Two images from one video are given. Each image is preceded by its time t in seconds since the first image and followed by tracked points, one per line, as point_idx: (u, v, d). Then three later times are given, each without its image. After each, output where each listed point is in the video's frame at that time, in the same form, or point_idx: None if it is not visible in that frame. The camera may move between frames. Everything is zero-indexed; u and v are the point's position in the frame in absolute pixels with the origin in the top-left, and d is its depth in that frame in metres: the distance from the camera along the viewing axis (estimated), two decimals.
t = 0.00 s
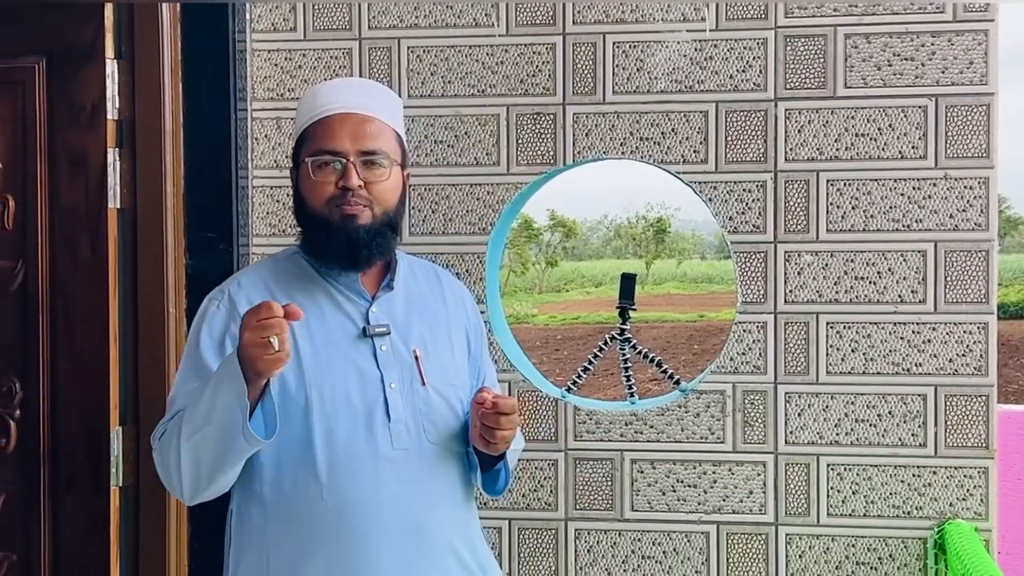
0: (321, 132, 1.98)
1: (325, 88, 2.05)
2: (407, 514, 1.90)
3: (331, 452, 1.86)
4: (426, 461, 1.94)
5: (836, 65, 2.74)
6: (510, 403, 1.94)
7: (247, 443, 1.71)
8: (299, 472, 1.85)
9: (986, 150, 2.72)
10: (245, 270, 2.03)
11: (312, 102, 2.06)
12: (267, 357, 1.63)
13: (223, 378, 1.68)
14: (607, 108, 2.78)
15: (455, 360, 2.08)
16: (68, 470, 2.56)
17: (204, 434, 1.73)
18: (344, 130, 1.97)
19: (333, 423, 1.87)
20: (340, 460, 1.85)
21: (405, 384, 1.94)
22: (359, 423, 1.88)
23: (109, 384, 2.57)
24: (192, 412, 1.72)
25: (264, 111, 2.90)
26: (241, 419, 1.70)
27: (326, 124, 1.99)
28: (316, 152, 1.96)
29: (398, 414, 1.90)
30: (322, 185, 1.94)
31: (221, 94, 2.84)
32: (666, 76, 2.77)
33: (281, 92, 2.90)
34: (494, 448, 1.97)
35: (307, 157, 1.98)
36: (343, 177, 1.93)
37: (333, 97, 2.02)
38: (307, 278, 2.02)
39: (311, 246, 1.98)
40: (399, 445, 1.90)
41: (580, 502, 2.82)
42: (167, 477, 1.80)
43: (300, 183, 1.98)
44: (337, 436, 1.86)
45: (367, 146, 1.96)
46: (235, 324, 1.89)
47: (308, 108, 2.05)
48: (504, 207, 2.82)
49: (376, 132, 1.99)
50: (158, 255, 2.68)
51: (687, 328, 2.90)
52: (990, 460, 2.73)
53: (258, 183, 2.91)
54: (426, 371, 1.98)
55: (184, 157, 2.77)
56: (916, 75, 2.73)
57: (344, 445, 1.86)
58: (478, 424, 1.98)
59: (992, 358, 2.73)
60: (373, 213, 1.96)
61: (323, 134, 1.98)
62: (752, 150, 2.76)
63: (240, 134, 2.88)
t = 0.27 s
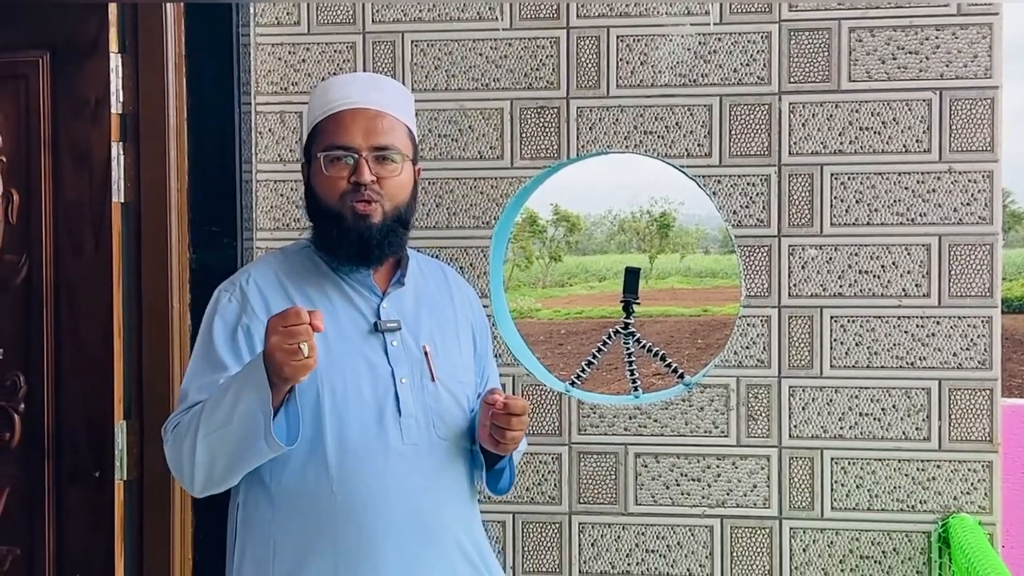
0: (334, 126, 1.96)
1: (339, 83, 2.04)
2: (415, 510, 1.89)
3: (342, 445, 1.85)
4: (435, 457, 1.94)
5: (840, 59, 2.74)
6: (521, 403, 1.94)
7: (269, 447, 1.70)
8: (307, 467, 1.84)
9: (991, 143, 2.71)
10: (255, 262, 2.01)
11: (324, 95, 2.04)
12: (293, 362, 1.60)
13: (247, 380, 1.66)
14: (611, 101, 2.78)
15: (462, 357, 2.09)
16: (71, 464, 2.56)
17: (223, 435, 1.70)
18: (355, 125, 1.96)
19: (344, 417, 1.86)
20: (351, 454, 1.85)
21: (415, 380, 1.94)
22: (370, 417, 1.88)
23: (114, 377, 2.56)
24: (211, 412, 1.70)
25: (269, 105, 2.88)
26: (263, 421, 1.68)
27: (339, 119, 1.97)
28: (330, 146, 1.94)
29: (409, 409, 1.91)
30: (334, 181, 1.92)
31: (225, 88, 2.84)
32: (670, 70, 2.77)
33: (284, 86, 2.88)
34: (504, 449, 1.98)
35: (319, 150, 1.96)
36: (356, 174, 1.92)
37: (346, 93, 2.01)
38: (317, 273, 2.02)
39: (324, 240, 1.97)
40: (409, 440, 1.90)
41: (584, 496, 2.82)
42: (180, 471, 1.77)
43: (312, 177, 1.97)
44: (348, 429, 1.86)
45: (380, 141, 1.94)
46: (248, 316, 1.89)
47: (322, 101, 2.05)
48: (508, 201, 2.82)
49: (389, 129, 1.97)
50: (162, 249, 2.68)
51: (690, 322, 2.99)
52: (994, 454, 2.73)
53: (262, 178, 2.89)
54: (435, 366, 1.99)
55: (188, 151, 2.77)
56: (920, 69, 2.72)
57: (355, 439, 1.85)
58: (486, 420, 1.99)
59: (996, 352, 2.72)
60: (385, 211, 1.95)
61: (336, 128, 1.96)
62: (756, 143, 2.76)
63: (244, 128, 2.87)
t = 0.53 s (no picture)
0: (356, 123, 1.95)
1: (353, 79, 2.02)
2: (426, 504, 1.89)
3: (353, 440, 1.84)
4: (444, 452, 1.95)
5: (842, 53, 2.74)
6: (533, 396, 1.95)
7: (284, 453, 1.71)
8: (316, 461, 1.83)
9: (994, 137, 2.71)
10: (261, 255, 1.98)
11: (338, 91, 2.02)
12: (308, 370, 1.60)
13: (263, 387, 1.66)
14: (614, 96, 2.78)
15: (469, 351, 2.10)
16: (74, 459, 2.56)
17: (238, 439, 1.70)
18: (378, 122, 1.94)
19: (355, 412, 1.85)
20: (363, 448, 1.84)
21: (424, 374, 1.95)
22: (381, 412, 1.87)
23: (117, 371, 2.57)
24: (225, 415, 1.69)
25: (271, 99, 2.90)
26: (279, 426, 1.69)
27: (360, 115, 1.96)
28: (353, 143, 1.93)
29: (419, 403, 1.91)
30: (358, 178, 1.91)
31: (227, 83, 2.84)
32: (672, 64, 2.77)
33: (287, 81, 2.90)
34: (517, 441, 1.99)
35: (341, 146, 1.94)
36: (381, 170, 1.90)
37: (364, 89, 1.99)
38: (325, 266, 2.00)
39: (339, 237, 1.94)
40: (420, 434, 1.90)
41: (586, 491, 2.83)
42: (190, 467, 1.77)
43: (331, 173, 1.95)
44: (359, 424, 1.85)
45: (402, 139, 1.93)
46: (256, 312, 1.86)
47: (336, 95, 2.01)
48: (511, 195, 2.82)
49: (409, 125, 1.96)
50: (165, 243, 2.67)
51: (695, 317, 2.84)
52: (997, 448, 2.73)
53: (264, 172, 2.91)
54: (443, 360, 2.00)
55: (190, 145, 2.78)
56: (923, 63, 2.72)
57: (367, 435, 1.85)
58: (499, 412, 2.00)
59: (999, 346, 2.72)
60: (407, 208, 1.94)
61: (358, 124, 1.94)
62: (759, 138, 2.76)
63: (247, 122, 2.88)
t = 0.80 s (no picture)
0: (377, 118, 1.93)
1: (366, 74, 1.99)
2: (434, 499, 1.89)
3: (361, 435, 1.84)
4: (452, 446, 1.95)
5: (843, 48, 2.74)
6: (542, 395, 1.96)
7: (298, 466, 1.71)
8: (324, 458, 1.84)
9: (995, 132, 2.71)
10: (267, 250, 1.97)
11: (351, 86, 1.99)
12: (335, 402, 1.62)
13: (285, 399, 1.67)
14: (615, 91, 2.78)
15: (475, 345, 2.10)
16: (76, 455, 2.56)
17: (255, 449, 1.70)
18: (401, 118, 1.93)
19: (362, 406, 1.85)
20: (371, 443, 1.84)
21: (432, 368, 1.94)
22: (389, 407, 1.87)
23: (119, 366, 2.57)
24: (243, 423, 1.69)
25: (272, 94, 2.90)
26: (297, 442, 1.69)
27: (381, 111, 1.94)
28: (376, 139, 1.91)
29: (427, 398, 1.91)
30: (383, 174, 1.90)
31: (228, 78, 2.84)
32: (673, 60, 2.77)
33: (288, 76, 2.90)
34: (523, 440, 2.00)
35: (363, 142, 1.93)
36: (405, 166, 1.90)
37: (382, 87, 1.96)
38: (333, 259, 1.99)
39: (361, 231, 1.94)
40: (428, 428, 1.90)
41: (587, 486, 2.83)
42: (197, 464, 1.77)
43: (354, 169, 1.93)
44: (366, 420, 1.85)
45: (424, 136, 1.92)
46: (265, 306, 1.84)
47: (351, 90, 1.98)
48: (512, 190, 2.82)
49: (428, 121, 1.95)
50: (166, 239, 2.67)
51: (696, 313, 2.86)
52: (998, 444, 2.73)
53: (265, 167, 2.91)
54: (450, 354, 2.00)
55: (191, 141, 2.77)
56: (924, 58, 2.72)
57: (375, 430, 1.85)
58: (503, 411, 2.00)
59: (1000, 342, 2.72)
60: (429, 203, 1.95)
61: (380, 121, 1.92)
62: (760, 133, 2.75)
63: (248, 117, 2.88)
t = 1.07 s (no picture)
0: (377, 113, 1.92)
1: (370, 69, 1.99)
2: (439, 496, 1.89)
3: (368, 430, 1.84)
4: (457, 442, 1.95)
5: (845, 44, 2.74)
6: (541, 394, 1.94)
7: (397, 409, 1.71)
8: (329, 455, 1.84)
9: (996, 129, 2.71)
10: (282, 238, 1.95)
11: (355, 81, 1.99)
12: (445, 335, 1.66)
13: (380, 343, 1.69)
14: (616, 88, 2.78)
15: (477, 342, 2.11)
16: (78, 451, 2.56)
17: (348, 402, 1.68)
18: (400, 113, 1.92)
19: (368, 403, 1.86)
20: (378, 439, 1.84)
21: (438, 363, 1.95)
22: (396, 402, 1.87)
23: (121, 362, 2.57)
24: (333, 377, 1.67)
25: (273, 91, 2.90)
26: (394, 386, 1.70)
27: (380, 107, 1.93)
28: (375, 133, 1.90)
29: (433, 393, 1.91)
30: (380, 170, 1.88)
31: (230, 75, 2.85)
32: (674, 56, 2.77)
33: (289, 73, 2.90)
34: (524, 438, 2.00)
35: (361, 137, 1.92)
36: (403, 161, 1.88)
37: (385, 82, 1.96)
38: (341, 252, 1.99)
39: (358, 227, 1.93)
40: (433, 424, 1.90)
41: (589, 483, 2.83)
42: (263, 428, 1.67)
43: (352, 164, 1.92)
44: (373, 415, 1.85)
45: (424, 131, 1.91)
46: (291, 286, 1.83)
47: (353, 86, 1.98)
48: (513, 187, 2.82)
49: (429, 117, 1.94)
50: (168, 235, 2.67)
51: (698, 309, 2.80)
52: (999, 440, 2.73)
53: (267, 164, 2.91)
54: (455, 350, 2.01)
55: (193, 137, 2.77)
56: (925, 54, 2.72)
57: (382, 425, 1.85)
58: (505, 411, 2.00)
59: (1001, 338, 2.72)
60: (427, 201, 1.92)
61: (379, 116, 1.92)
62: (761, 130, 2.75)
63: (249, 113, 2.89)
